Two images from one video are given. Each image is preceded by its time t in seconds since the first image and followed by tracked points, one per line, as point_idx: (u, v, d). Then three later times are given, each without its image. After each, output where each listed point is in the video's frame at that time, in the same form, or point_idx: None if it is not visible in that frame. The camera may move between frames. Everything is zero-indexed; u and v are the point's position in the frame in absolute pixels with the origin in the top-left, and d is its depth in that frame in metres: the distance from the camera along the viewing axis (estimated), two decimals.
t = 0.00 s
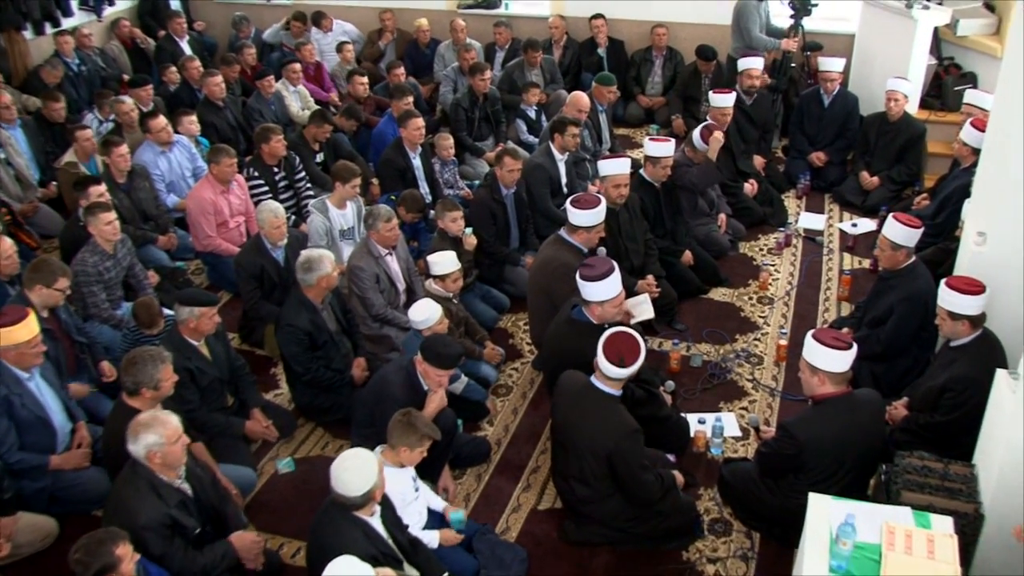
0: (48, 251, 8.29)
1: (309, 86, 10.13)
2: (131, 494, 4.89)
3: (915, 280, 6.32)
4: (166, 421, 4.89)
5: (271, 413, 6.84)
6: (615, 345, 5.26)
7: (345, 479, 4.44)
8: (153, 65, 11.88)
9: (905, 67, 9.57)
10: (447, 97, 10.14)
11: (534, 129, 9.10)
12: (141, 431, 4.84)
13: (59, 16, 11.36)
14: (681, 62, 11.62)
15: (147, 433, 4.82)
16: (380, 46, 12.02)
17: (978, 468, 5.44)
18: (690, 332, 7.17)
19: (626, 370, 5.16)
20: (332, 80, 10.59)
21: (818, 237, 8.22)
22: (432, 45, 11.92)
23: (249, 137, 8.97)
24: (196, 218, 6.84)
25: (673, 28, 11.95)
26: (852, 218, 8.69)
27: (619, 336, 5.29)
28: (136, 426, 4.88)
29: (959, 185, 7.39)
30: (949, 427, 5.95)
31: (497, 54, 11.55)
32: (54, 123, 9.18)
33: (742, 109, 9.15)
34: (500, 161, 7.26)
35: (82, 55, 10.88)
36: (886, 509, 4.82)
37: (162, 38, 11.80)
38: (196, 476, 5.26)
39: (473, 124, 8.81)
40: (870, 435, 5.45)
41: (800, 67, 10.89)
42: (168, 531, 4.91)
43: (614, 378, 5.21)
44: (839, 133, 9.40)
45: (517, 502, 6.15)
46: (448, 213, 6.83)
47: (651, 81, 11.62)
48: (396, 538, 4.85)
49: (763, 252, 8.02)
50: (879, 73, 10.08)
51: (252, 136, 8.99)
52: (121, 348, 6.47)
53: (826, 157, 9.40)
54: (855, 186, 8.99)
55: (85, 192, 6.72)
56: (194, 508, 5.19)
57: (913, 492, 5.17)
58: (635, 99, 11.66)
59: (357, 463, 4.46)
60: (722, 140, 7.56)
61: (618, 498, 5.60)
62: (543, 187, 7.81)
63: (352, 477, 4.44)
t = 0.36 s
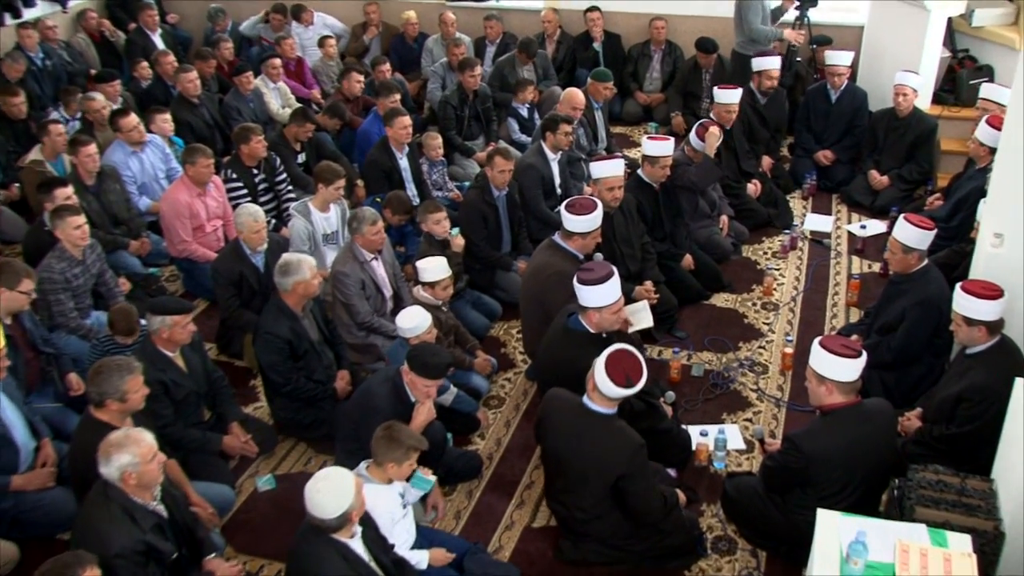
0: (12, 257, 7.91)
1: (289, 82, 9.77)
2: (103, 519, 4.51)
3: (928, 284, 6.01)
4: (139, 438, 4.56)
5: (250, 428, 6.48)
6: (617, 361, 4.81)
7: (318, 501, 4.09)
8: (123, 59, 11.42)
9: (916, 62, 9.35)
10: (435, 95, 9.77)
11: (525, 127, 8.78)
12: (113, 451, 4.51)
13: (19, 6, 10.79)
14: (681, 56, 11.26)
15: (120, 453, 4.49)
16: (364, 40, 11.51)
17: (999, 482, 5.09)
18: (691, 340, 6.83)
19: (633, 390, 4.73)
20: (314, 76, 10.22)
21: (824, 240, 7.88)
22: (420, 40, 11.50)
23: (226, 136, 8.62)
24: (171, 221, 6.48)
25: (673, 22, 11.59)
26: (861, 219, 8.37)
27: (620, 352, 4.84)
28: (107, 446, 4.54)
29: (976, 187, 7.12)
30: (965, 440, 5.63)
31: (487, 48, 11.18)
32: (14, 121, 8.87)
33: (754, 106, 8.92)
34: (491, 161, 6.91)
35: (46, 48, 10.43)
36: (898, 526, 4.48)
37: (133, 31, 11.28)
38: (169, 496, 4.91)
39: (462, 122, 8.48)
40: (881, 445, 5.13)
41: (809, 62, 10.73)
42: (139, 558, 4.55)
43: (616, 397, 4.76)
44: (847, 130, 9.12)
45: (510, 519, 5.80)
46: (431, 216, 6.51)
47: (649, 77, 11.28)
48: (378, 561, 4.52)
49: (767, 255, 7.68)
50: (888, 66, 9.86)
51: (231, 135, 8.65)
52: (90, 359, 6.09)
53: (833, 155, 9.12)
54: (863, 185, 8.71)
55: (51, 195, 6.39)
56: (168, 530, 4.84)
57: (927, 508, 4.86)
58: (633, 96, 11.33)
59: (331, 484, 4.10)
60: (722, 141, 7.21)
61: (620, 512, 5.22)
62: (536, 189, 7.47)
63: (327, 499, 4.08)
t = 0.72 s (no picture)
0: None
1: (268, 80, 9.41)
2: (68, 548, 4.14)
3: (940, 290, 5.71)
4: (109, 462, 4.20)
5: (226, 444, 6.11)
6: (609, 390, 4.45)
7: (301, 518, 3.78)
8: (88, 53, 10.88)
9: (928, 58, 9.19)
10: (421, 93, 9.39)
11: (516, 128, 8.45)
12: (80, 476, 4.14)
13: None
14: (678, 52, 10.88)
15: (87, 479, 4.12)
16: (347, 35, 11.08)
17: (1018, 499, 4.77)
18: (691, 350, 6.50)
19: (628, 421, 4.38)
20: (293, 73, 9.84)
21: (831, 244, 7.53)
22: (404, 35, 10.94)
23: (200, 138, 8.26)
24: (142, 227, 6.15)
25: (668, 14, 11.13)
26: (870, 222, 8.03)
27: (611, 381, 4.48)
28: (73, 470, 4.17)
29: (990, 189, 6.90)
30: (983, 455, 5.30)
31: (475, 44, 10.82)
32: None
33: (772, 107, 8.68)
34: (481, 162, 6.55)
35: (6, 42, 9.90)
36: (912, 547, 4.15)
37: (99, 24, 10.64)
38: (138, 521, 4.55)
39: (450, 122, 8.14)
40: (893, 460, 4.78)
41: (816, 58, 10.49)
42: None
43: (609, 429, 4.39)
44: (854, 129, 8.78)
45: (501, 539, 5.47)
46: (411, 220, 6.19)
47: (646, 73, 10.89)
48: None
49: (770, 260, 7.33)
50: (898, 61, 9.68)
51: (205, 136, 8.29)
52: (54, 373, 5.73)
53: (839, 155, 8.80)
54: (871, 186, 8.44)
55: (11, 199, 6.03)
56: (136, 557, 4.47)
57: (942, 527, 4.54)
58: (629, 94, 10.94)
59: (317, 500, 3.79)
60: (720, 141, 6.88)
61: (617, 538, 4.81)
62: (527, 192, 7.11)
63: (310, 516, 3.77)
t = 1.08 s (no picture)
0: None
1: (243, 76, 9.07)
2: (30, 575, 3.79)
3: (953, 295, 5.42)
4: (73, 484, 3.85)
5: (199, 462, 5.75)
6: (611, 415, 4.14)
7: (293, 534, 3.55)
8: (46, 47, 9.99)
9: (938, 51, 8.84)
10: (405, 89, 9.00)
11: (505, 126, 8.12)
12: (41, 499, 3.79)
13: None
14: (676, 47, 10.49)
15: (50, 502, 3.77)
16: (326, 29, 10.60)
17: None
18: (690, 359, 6.17)
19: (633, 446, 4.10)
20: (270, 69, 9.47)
21: (837, 247, 7.20)
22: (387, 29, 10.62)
23: (170, 137, 7.94)
24: (109, 232, 5.81)
25: (663, 8, 10.68)
26: (877, 225, 7.69)
27: (612, 405, 4.18)
28: (34, 493, 3.82)
29: (1006, 190, 6.72)
30: (998, 469, 4.97)
31: (463, 38, 10.46)
32: None
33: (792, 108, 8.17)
34: (469, 161, 6.23)
35: None
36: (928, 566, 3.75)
37: (58, 16, 9.91)
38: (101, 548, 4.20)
39: (435, 120, 7.81)
40: (905, 474, 4.46)
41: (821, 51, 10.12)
42: None
43: (611, 456, 4.10)
44: (861, 127, 8.50)
45: (491, 560, 5.13)
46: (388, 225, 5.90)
47: (641, 69, 10.52)
48: None
49: (773, 265, 7.00)
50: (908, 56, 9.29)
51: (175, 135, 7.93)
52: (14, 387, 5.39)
53: (845, 154, 8.47)
54: (880, 186, 8.15)
55: None
56: None
57: (956, 546, 4.24)
58: (624, 91, 10.58)
59: (310, 517, 3.57)
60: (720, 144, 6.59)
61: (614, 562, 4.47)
62: (517, 194, 6.74)
63: (304, 533, 3.53)
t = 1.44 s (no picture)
0: None
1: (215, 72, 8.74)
2: None
3: (965, 302, 5.14)
4: (34, 505, 3.58)
5: (171, 481, 5.39)
6: (613, 436, 3.86)
7: (277, 550, 3.44)
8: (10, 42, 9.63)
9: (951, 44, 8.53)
10: (389, 86, 8.62)
11: (494, 124, 7.79)
12: None
13: None
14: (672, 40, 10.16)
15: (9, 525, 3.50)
16: (303, 23, 10.08)
17: None
18: (689, 369, 5.83)
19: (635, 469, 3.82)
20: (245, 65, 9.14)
21: (844, 251, 6.85)
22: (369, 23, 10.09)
23: (139, 136, 7.64)
24: (73, 237, 5.49)
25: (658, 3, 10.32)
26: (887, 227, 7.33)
27: (613, 425, 3.90)
28: None
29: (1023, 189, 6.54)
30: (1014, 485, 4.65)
31: (449, 32, 10.10)
32: None
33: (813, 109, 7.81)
34: (457, 160, 5.91)
35: None
36: None
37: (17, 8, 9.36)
38: None
39: (420, 119, 7.48)
40: (914, 488, 4.14)
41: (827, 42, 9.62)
42: None
43: (611, 479, 3.81)
44: (869, 123, 8.15)
45: None
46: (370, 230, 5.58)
47: (637, 64, 10.17)
48: None
49: (776, 270, 6.66)
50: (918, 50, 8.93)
51: (144, 134, 7.63)
52: None
53: (852, 152, 8.14)
54: (889, 186, 7.84)
55: None
56: None
57: (972, 566, 3.83)
58: (619, 87, 10.16)
59: (293, 531, 3.45)
60: (711, 149, 6.34)
61: None
62: (506, 194, 6.40)
63: (287, 549, 3.41)
